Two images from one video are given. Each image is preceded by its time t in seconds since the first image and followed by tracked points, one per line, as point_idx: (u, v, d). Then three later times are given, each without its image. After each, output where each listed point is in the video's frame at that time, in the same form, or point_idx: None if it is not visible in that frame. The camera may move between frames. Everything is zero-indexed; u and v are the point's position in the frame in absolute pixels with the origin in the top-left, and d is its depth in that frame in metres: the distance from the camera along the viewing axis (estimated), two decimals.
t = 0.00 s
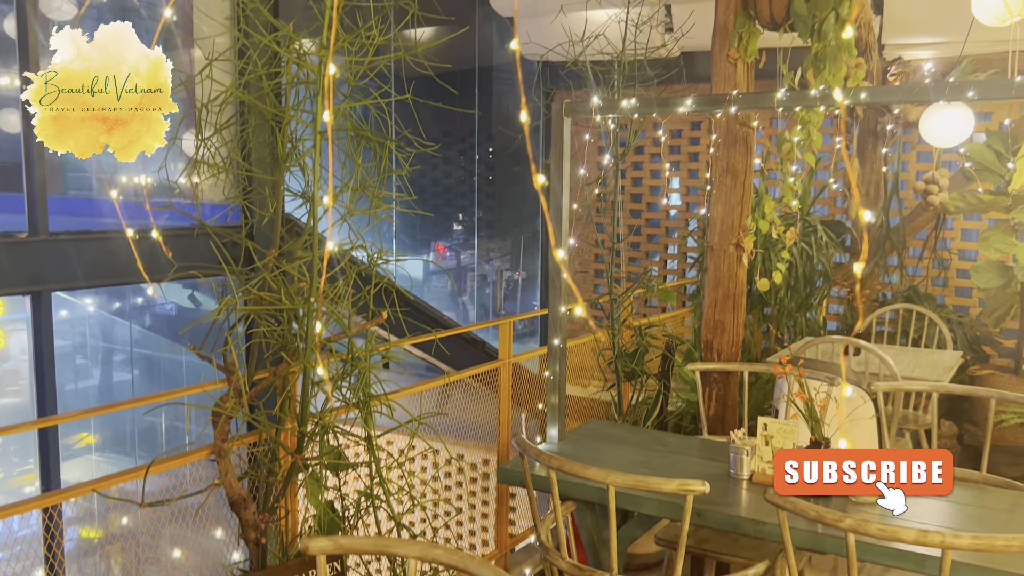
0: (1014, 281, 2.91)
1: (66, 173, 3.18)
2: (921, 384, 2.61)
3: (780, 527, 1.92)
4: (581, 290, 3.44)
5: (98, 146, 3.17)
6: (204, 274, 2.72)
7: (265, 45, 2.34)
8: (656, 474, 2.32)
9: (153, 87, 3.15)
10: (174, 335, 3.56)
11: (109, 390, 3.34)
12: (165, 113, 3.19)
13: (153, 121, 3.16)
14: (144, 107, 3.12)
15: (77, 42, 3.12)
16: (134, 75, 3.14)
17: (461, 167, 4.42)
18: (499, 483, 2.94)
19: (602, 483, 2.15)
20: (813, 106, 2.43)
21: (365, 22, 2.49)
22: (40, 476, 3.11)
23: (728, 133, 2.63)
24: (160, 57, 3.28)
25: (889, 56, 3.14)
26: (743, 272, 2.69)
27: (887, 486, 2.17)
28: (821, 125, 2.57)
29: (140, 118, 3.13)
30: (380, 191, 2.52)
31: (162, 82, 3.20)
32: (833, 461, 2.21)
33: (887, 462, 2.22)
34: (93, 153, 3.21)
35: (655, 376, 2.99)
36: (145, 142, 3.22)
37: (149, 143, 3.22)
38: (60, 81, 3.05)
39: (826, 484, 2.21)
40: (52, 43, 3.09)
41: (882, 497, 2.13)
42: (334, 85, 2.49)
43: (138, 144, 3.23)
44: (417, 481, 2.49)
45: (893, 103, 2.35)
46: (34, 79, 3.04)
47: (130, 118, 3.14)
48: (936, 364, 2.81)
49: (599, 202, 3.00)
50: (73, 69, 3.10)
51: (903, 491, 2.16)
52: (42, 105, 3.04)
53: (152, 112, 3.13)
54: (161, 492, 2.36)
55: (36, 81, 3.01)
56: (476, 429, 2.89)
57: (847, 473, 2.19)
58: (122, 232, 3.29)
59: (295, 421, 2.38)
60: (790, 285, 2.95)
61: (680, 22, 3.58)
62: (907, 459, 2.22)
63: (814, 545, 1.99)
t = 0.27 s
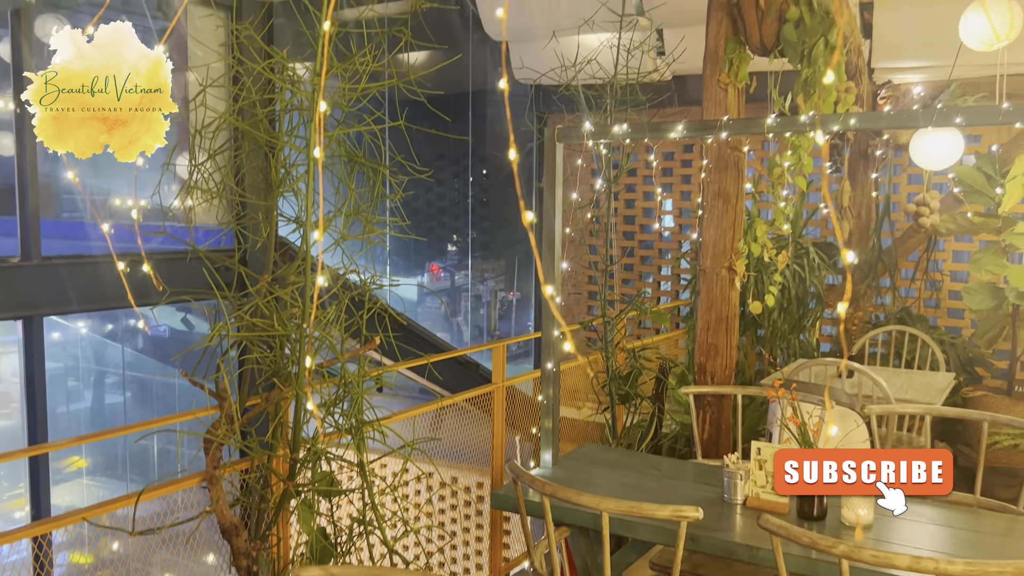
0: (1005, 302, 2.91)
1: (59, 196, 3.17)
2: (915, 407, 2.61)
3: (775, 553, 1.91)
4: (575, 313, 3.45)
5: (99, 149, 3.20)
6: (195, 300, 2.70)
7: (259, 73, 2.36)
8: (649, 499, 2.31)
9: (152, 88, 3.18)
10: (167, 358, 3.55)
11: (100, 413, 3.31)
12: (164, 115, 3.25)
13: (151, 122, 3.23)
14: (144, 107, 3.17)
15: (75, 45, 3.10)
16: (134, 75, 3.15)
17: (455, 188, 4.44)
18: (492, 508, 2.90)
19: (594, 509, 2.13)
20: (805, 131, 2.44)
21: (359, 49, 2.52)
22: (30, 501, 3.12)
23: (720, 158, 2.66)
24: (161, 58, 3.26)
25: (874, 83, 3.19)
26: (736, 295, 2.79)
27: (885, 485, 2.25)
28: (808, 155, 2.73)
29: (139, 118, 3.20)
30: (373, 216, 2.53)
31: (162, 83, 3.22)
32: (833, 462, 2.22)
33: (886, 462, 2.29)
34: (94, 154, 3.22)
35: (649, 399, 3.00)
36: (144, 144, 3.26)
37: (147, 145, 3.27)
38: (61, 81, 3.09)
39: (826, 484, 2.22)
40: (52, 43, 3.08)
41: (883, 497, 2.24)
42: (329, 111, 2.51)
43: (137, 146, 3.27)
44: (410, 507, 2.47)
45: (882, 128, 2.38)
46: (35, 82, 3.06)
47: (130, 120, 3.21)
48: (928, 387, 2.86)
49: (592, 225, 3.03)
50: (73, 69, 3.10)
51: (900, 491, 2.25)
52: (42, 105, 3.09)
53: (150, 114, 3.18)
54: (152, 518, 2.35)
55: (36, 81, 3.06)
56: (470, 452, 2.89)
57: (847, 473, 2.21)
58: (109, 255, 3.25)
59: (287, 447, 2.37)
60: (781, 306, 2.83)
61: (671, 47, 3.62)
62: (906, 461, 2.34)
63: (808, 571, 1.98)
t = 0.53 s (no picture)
0: (996, 325, 2.94)
1: (52, 219, 3.17)
2: (907, 431, 2.61)
3: None
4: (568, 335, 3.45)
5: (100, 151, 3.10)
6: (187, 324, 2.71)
7: (252, 99, 2.37)
8: (642, 525, 2.30)
9: (153, 87, 3.01)
10: (158, 381, 3.54)
11: (91, 437, 3.30)
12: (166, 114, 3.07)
13: (153, 120, 3.03)
14: (144, 107, 2.98)
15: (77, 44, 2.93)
16: (135, 74, 3.00)
17: (449, 209, 4.45)
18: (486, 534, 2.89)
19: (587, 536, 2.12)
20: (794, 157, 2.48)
21: (353, 76, 2.52)
22: (19, 526, 3.09)
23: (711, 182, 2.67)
24: (161, 57, 3.10)
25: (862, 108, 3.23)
26: (728, 318, 2.74)
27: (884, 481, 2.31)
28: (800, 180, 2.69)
29: (140, 118, 3.00)
30: (366, 242, 2.54)
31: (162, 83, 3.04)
32: (832, 462, 2.28)
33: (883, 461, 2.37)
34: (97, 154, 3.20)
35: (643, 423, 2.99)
36: (148, 145, 3.13)
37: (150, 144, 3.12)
38: (61, 80, 2.88)
39: (825, 482, 2.24)
40: (52, 44, 2.99)
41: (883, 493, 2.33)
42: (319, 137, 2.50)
43: (139, 147, 3.14)
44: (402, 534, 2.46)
45: (871, 154, 2.41)
46: (33, 82, 3.03)
47: (130, 119, 3.00)
48: (921, 409, 2.79)
49: (585, 249, 3.04)
50: (73, 70, 2.93)
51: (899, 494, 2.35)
52: (42, 105, 2.93)
53: (151, 112, 2.99)
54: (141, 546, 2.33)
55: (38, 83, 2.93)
56: (463, 476, 2.89)
57: (846, 473, 2.29)
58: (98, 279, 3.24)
59: (278, 474, 2.36)
60: (775, 329, 2.86)
61: (663, 71, 3.63)
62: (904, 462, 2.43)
63: None
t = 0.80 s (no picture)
0: (988, 347, 3.07)
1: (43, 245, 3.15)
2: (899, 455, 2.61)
3: None
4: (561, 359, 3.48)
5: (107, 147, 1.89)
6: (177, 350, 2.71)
7: (244, 127, 2.39)
8: (634, 551, 2.29)
9: (155, 86, 1.87)
10: (150, 405, 3.52)
11: (81, 461, 3.27)
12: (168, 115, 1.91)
13: (157, 119, 1.89)
14: (143, 107, 1.85)
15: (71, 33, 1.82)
16: (135, 75, 1.85)
17: (442, 231, 4.47)
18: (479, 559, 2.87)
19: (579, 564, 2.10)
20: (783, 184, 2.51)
21: (345, 104, 2.52)
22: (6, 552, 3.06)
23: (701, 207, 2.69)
24: (169, 56, 1.88)
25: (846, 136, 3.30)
26: (719, 342, 2.73)
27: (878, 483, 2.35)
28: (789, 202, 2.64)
29: (140, 119, 1.87)
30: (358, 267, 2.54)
31: (166, 84, 1.85)
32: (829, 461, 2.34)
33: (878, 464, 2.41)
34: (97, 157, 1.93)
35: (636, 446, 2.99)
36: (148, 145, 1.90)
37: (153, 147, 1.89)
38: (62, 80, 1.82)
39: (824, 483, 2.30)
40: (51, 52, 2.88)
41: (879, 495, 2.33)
42: (311, 163, 2.51)
43: (139, 148, 1.90)
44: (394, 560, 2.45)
45: (860, 180, 2.44)
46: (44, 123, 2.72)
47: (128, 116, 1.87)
48: (914, 433, 2.82)
49: (578, 273, 3.05)
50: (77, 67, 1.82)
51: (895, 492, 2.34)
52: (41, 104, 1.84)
53: (153, 114, 1.87)
54: None
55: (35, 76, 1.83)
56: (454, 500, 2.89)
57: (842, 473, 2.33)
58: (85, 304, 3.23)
59: (269, 501, 2.35)
60: (767, 351, 2.89)
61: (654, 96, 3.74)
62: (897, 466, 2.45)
63: None
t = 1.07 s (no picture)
0: (978, 370, 3.18)
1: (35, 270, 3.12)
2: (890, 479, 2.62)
3: None
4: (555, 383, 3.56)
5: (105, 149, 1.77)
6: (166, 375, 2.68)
7: (237, 153, 2.39)
8: None
9: (156, 86, 1.66)
10: (139, 429, 3.50)
11: (70, 485, 3.25)
12: (170, 116, 1.76)
13: (159, 118, 1.76)
14: (144, 107, 1.73)
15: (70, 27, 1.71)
16: (136, 74, 1.67)
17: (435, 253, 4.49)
18: None
19: None
20: (772, 210, 2.55)
21: (337, 131, 2.51)
22: None
23: (691, 232, 2.70)
24: (169, 57, 1.59)
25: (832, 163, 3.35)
26: (711, 366, 2.73)
27: (886, 484, 2.47)
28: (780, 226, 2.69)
29: (141, 119, 1.74)
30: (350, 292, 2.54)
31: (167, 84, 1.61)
32: (832, 464, 2.41)
33: (886, 464, 2.51)
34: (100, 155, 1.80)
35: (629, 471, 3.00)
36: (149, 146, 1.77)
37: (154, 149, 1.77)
38: (63, 80, 1.69)
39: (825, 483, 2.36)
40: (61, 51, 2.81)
41: (883, 499, 2.41)
42: (302, 190, 2.51)
43: (140, 149, 1.77)
44: None
45: (847, 206, 2.47)
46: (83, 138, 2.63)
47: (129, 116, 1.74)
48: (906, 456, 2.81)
49: (570, 298, 3.06)
50: (76, 71, 1.69)
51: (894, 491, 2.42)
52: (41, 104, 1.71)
53: (154, 114, 1.74)
54: None
55: (35, 78, 1.69)
56: (447, 524, 2.90)
57: (844, 473, 2.43)
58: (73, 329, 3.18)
59: (259, 528, 2.34)
60: (759, 375, 2.88)
61: (645, 119, 3.78)
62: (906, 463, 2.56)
63: None
